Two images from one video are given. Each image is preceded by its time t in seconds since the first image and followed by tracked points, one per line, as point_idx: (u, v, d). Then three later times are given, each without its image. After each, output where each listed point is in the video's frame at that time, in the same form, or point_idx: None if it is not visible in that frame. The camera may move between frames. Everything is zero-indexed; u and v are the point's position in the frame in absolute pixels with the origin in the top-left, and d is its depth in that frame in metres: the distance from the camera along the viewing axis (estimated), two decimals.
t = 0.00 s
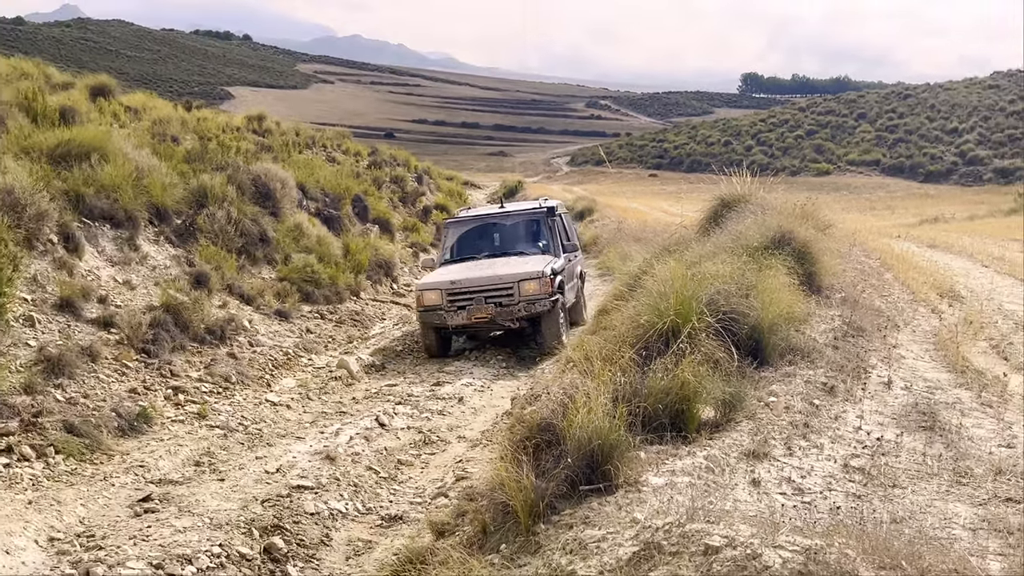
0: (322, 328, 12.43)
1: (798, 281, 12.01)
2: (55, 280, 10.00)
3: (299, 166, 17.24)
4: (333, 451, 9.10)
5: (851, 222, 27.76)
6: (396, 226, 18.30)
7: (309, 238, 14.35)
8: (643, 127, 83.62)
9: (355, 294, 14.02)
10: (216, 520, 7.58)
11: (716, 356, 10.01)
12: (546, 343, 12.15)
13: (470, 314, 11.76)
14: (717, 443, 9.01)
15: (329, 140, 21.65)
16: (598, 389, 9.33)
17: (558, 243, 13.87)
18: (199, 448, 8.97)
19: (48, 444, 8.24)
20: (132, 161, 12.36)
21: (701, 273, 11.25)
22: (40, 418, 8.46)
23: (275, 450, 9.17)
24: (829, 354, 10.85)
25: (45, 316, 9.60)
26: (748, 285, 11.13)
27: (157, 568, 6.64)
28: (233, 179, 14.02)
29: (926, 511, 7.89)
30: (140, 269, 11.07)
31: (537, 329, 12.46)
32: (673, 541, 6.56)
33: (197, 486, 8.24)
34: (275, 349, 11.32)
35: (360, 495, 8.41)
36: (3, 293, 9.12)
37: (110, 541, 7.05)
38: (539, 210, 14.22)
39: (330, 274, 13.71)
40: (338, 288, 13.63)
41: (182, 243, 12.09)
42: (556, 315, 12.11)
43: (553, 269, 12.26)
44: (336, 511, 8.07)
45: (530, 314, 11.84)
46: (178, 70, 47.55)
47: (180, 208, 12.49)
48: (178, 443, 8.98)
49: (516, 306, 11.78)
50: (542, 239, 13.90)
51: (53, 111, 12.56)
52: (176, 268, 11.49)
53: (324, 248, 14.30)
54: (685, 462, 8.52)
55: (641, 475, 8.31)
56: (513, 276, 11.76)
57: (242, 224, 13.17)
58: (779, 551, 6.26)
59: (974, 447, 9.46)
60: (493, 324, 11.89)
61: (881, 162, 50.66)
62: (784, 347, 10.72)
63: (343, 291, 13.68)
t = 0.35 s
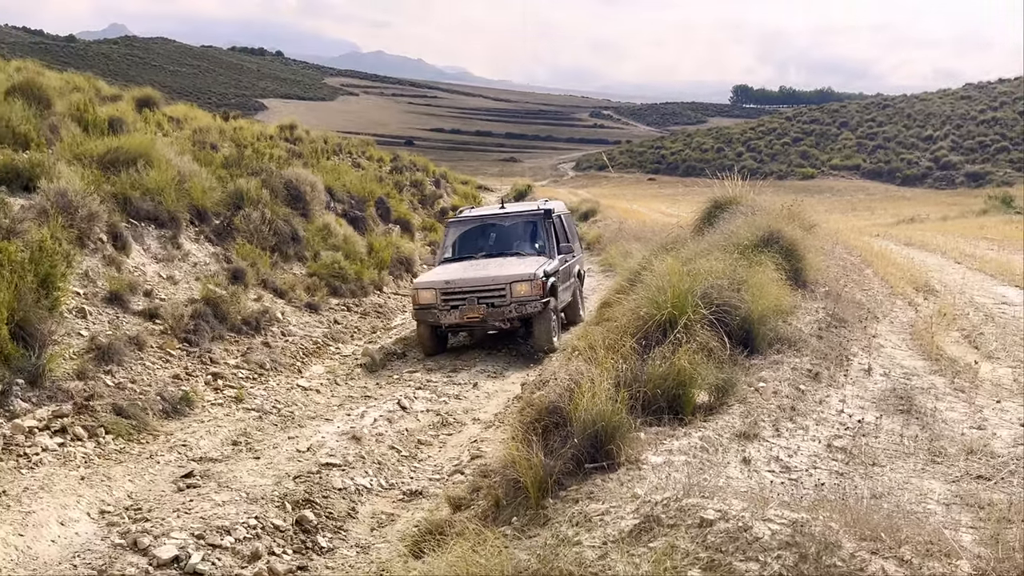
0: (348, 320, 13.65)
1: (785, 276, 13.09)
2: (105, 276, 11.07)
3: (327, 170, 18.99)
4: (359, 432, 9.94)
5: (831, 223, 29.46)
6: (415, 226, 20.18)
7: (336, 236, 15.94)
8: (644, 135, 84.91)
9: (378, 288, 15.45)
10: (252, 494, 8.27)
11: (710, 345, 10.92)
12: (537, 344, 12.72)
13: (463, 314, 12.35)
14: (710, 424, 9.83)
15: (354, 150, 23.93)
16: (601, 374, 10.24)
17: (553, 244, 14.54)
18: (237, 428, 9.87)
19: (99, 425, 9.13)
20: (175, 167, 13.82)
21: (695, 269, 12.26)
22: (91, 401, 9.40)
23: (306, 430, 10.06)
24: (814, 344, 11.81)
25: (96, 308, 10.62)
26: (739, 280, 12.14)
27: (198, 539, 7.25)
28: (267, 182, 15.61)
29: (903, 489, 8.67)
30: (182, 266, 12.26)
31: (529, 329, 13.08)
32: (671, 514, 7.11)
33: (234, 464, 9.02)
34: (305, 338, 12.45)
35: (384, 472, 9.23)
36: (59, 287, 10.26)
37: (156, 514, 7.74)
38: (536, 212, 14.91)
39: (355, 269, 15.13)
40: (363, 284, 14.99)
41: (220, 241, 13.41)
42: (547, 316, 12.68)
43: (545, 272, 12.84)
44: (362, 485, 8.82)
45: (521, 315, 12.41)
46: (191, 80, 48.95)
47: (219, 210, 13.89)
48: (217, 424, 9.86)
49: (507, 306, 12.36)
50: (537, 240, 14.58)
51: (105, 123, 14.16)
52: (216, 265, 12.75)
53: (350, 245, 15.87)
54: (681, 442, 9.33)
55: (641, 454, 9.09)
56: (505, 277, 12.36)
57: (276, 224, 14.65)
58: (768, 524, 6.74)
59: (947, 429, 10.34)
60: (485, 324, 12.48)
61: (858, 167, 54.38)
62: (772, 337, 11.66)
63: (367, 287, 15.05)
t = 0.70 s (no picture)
0: (372, 312, 15.00)
1: (772, 273, 14.27)
2: (153, 272, 12.26)
3: (353, 176, 20.83)
4: (384, 414, 10.99)
5: (819, 225, 30.88)
6: (434, 227, 22.09)
7: (362, 236, 17.60)
8: (646, 144, 86.32)
9: (400, 283, 17.01)
10: (287, 470, 9.17)
11: (703, 336, 11.99)
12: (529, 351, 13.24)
13: (455, 319, 12.86)
14: (703, 407, 10.81)
15: (377, 158, 25.74)
16: (603, 360, 11.32)
17: (549, 252, 15.06)
18: (273, 410, 10.91)
19: (148, 407, 10.15)
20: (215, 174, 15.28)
21: (690, 269, 13.42)
22: (141, 385, 10.44)
23: (335, 412, 11.12)
24: (798, 335, 12.92)
25: (145, 301, 11.77)
26: (729, 277, 13.32)
27: (238, 510, 8.10)
28: (299, 188, 17.22)
29: (880, 466, 9.59)
30: (223, 263, 13.58)
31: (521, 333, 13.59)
32: (667, 490, 8.00)
33: (270, 443, 9.98)
34: (334, 329, 13.72)
35: (405, 450, 10.22)
36: (111, 281, 11.36)
37: (200, 487, 8.64)
38: (535, 220, 15.46)
39: (379, 267, 16.68)
40: (386, 280, 16.52)
41: (257, 241, 14.82)
42: (538, 323, 13.13)
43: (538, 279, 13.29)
44: (385, 462, 9.81)
45: (513, 321, 12.88)
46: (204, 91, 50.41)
47: (256, 212, 15.33)
48: (255, 406, 10.90)
49: (499, 313, 12.82)
50: (534, 247, 15.10)
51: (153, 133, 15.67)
52: (253, 262, 14.12)
53: (375, 246, 17.59)
54: (677, 424, 10.30)
55: (641, 435, 10.03)
56: (498, 285, 12.81)
57: (307, 226, 16.18)
58: (756, 499, 7.47)
59: (920, 413, 11.34)
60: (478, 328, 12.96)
61: (840, 173, 56.56)
62: (760, 330, 12.76)
63: (389, 283, 16.57)
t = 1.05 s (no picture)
0: (394, 306, 16.13)
1: (763, 271, 15.35)
2: (191, 268, 13.31)
3: (376, 179, 22.15)
4: (404, 400, 11.89)
5: (814, 228, 31.98)
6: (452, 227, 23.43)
7: (383, 236, 18.86)
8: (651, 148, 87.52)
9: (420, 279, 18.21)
10: (315, 451, 9.74)
11: (700, 329, 12.95)
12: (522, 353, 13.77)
13: (450, 321, 13.35)
14: (700, 395, 11.66)
15: (399, 163, 27.08)
16: (606, 350, 12.29)
17: (547, 256, 15.38)
18: (302, 395, 11.81)
19: (187, 392, 10.91)
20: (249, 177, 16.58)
21: (686, 267, 14.46)
22: (181, 371, 11.30)
23: (359, 397, 12.02)
24: (787, 329, 13.91)
25: (184, 294, 12.78)
26: (723, 274, 14.35)
27: (270, 488, 8.64)
28: (326, 191, 18.48)
29: (863, 450, 10.35)
30: (256, 260, 14.70)
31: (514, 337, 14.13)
32: (666, 471, 8.34)
33: (300, 426, 10.68)
34: (357, 322, 14.79)
35: (423, 433, 11.03)
36: (154, 276, 12.40)
37: (235, 465, 9.22)
38: (535, 225, 15.74)
39: (400, 264, 17.91)
40: (406, 276, 17.71)
41: (287, 239, 16.00)
42: (530, 328, 13.62)
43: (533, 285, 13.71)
44: (405, 444, 10.56)
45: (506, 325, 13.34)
46: (218, 96, 51.63)
47: (287, 213, 16.53)
48: (285, 392, 11.79)
49: (493, 317, 13.28)
50: (532, 252, 15.44)
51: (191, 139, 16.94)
52: (284, 259, 15.26)
53: (396, 245, 18.87)
54: (674, 409, 11.13)
55: (640, 420, 10.84)
56: (494, 290, 13.25)
57: (333, 226, 17.39)
58: (749, 479, 7.74)
59: (900, 400, 12.22)
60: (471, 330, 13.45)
61: (826, 178, 57.83)
62: (752, 324, 13.75)
63: (409, 278, 17.76)
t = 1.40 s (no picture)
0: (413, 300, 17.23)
1: (756, 269, 16.42)
2: (226, 265, 14.38)
3: (396, 182, 23.34)
4: (422, 387, 12.85)
5: (812, 231, 33.03)
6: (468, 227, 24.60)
7: (403, 235, 19.99)
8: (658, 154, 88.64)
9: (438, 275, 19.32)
10: (339, 434, 10.51)
11: (697, 323, 13.93)
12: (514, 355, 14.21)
13: (442, 322, 13.76)
14: (697, 383, 12.57)
15: (417, 167, 28.20)
16: (610, 341, 13.28)
17: (541, 259, 15.83)
18: (328, 382, 12.76)
19: (221, 377, 11.81)
20: (279, 180, 17.73)
21: (683, 266, 15.51)
22: (216, 359, 12.20)
23: (380, 383, 12.99)
24: (778, 323, 14.91)
25: (219, 288, 13.82)
26: (719, 272, 15.38)
27: (298, 467, 9.33)
28: (350, 193, 19.63)
29: (848, 435, 11.16)
30: (286, 257, 15.80)
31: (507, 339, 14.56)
32: (667, 457, 8.84)
33: (325, 411, 11.52)
34: (379, 314, 15.85)
35: (440, 418, 11.95)
36: (191, 272, 13.44)
37: (265, 447, 9.97)
38: (531, 229, 16.19)
39: (420, 261, 19.01)
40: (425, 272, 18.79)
41: (315, 237, 17.13)
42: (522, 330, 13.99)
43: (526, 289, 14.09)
44: (423, 428, 11.43)
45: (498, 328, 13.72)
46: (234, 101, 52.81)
47: (314, 214, 17.65)
48: (312, 378, 12.77)
49: (485, 319, 13.66)
50: (527, 254, 15.88)
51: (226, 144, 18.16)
52: (312, 256, 16.36)
53: (416, 244, 20.01)
54: (673, 396, 12.03)
55: (641, 406, 11.69)
56: (486, 293, 13.64)
57: (357, 225, 18.50)
58: (741, 464, 8.18)
59: (883, 389, 13.11)
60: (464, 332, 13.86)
61: (815, 183, 58.89)
62: (745, 318, 14.75)
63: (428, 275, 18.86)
